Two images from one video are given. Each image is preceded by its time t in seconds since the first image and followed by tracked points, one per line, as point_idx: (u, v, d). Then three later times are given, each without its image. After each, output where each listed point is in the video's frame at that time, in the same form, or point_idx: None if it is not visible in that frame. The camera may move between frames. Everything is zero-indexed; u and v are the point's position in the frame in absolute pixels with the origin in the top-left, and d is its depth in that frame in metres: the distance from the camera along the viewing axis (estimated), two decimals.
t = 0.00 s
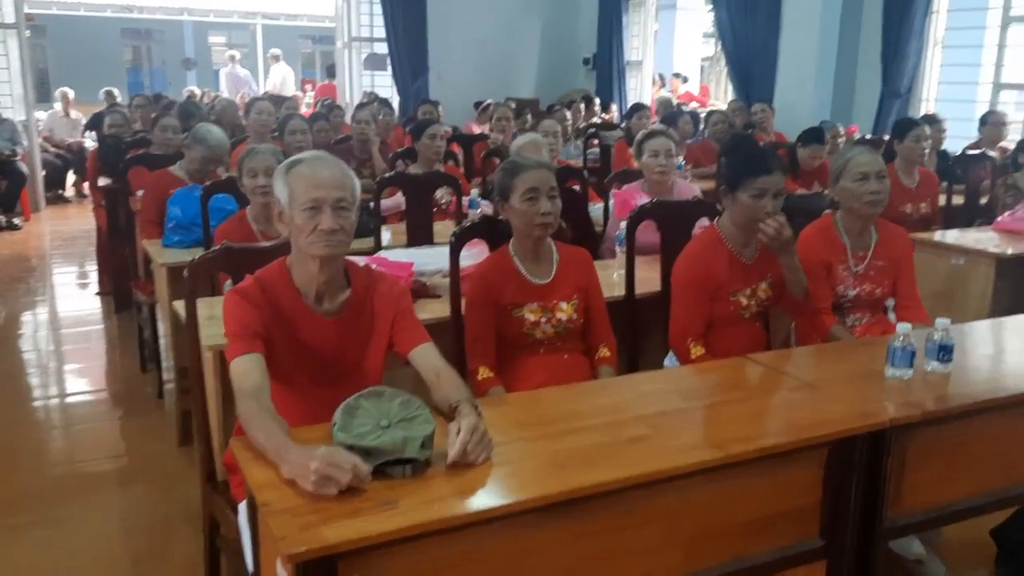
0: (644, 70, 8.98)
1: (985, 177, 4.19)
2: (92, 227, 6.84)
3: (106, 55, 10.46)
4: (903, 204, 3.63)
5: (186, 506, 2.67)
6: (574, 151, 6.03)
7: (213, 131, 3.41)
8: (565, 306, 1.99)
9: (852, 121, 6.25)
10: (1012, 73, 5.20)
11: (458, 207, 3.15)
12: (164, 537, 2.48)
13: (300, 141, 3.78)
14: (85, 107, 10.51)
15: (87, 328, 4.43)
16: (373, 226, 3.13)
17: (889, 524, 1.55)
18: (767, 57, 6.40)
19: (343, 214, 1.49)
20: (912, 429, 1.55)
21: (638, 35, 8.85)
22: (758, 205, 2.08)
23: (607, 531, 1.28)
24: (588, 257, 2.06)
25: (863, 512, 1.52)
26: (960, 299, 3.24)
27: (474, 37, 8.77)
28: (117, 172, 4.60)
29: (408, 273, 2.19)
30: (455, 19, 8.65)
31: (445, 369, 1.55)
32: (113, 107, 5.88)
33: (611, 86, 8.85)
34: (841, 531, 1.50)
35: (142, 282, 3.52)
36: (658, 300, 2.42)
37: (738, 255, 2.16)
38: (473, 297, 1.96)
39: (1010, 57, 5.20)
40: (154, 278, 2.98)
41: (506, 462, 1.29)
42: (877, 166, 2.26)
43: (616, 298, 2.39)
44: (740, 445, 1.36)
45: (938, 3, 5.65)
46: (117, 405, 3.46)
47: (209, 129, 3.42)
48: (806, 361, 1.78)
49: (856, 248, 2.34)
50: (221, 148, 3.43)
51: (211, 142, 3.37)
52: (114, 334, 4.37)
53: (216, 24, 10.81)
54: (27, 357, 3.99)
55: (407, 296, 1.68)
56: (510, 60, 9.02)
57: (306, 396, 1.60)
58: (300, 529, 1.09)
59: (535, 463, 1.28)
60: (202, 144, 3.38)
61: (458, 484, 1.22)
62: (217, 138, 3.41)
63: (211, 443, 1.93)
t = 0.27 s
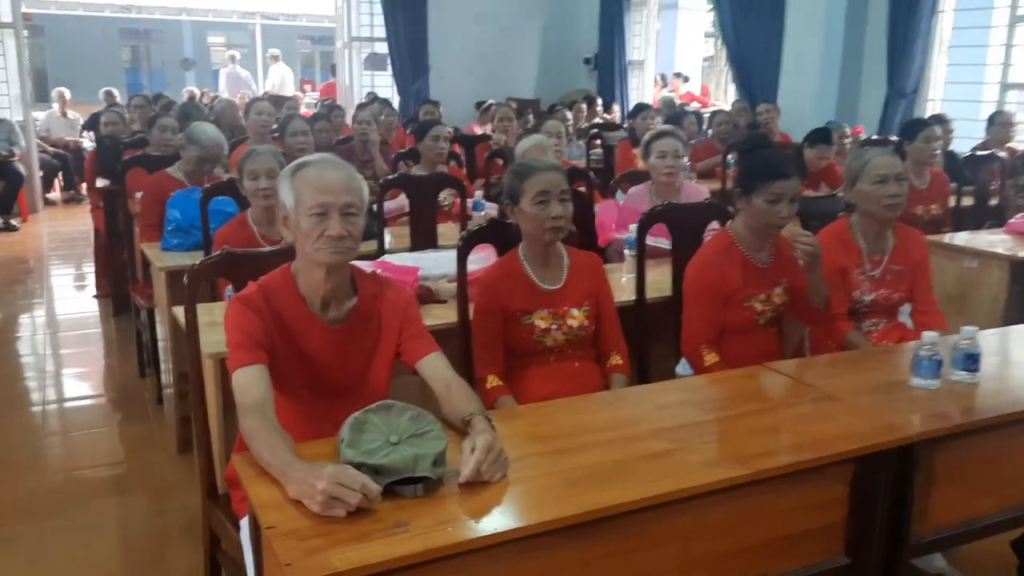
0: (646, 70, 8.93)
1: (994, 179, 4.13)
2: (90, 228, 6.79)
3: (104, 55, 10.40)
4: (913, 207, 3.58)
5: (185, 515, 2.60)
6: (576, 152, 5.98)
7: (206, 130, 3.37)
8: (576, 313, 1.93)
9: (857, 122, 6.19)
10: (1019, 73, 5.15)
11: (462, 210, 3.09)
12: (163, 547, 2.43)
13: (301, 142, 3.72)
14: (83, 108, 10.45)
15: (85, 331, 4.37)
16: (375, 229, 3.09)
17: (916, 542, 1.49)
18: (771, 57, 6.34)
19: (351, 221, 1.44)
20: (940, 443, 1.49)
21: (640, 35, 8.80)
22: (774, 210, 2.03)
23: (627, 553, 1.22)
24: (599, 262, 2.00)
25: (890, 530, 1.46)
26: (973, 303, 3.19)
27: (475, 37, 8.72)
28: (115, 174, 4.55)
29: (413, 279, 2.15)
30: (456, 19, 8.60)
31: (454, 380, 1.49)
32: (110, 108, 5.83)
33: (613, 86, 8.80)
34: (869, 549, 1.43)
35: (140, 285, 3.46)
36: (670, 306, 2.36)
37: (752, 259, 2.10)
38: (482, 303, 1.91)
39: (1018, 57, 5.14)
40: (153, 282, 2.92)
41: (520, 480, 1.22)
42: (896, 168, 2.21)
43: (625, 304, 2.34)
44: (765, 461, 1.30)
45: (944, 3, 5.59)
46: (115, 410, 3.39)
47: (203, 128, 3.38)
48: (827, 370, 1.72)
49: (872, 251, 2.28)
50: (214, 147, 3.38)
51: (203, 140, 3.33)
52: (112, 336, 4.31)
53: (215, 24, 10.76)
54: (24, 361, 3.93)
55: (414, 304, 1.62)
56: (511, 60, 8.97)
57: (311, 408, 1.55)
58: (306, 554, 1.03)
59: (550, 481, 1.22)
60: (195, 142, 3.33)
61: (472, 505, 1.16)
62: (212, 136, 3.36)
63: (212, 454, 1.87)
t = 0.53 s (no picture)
0: (651, 68, 8.86)
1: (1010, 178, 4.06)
2: (91, 227, 6.73)
3: (105, 52, 10.35)
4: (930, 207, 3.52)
5: (189, 522, 2.54)
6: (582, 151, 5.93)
7: (208, 130, 3.28)
8: (593, 317, 1.87)
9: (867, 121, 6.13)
10: None
11: (471, 210, 3.03)
12: (166, 555, 2.36)
13: (306, 140, 3.66)
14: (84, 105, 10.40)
15: (86, 331, 4.31)
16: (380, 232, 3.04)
17: (952, 559, 1.42)
18: (779, 55, 6.28)
19: (365, 223, 1.39)
20: (977, 456, 1.42)
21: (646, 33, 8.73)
22: (798, 216, 1.97)
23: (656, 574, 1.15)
24: (616, 264, 1.94)
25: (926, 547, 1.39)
26: (991, 305, 3.13)
27: (478, 34, 8.65)
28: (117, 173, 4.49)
29: (424, 281, 2.10)
30: (460, 18, 8.54)
31: (470, 389, 1.43)
32: (112, 106, 5.77)
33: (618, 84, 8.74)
34: (908, 568, 1.36)
35: (142, 286, 3.40)
36: (688, 309, 2.30)
37: (772, 262, 2.05)
38: (496, 308, 1.84)
39: None
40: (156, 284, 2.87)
41: (543, 497, 1.16)
42: (921, 169, 2.15)
43: (642, 307, 2.27)
44: (801, 476, 1.23)
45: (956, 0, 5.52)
46: (117, 414, 3.32)
47: (205, 127, 3.28)
48: (858, 379, 1.65)
49: (894, 254, 2.22)
50: (217, 147, 3.29)
51: (205, 141, 3.23)
52: (114, 336, 4.26)
53: (217, 21, 10.69)
54: (25, 362, 3.88)
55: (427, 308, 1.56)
56: (516, 58, 8.90)
57: (320, 419, 1.48)
58: None
59: (574, 499, 1.15)
60: (196, 143, 3.24)
61: (494, 526, 1.09)
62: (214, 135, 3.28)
63: (217, 463, 1.81)
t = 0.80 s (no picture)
0: (657, 67, 8.80)
1: None
2: (93, 226, 6.69)
3: (107, 50, 10.30)
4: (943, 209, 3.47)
5: (190, 527, 2.50)
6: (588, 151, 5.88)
7: (211, 132, 3.23)
8: (608, 323, 1.82)
9: (875, 121, 6.08)
10: None
11: (479, 211, 2.98)
12: (167, 562, 2.32)
13: (311, 140, 3.62)
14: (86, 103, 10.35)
15: (87, 332, 4.26)
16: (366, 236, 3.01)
17: None
18: (787, 55, 6.23)
19: (375, 227, 1.34)
20: (1008, 472, 1.37)
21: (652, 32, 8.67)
22: (818, 224, 1.92)
23: None
24: (631, 269, 1.89)
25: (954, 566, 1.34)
26: (1006, 309, 3.08)
27: (483, 33, 8.59)
28: (120, 172, 4.45)
29: (432, 285, 2.05)
30: (464, 16, 8.48)
31: (485, 400, 1.39)
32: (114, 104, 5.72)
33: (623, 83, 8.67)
34: None
35: (144, 287, 3.36)
36: (702, 315, 2.25)
37: (792, 267, 2.00)
38: (508, 313, 1.80)
39: None
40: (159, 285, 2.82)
41: (562, 517, 1.11)
42: (942, 173, 2.10)
43: (655, 312, 2.23)
44: (829, 494, 1.18)
45: None
46: (119, 416, 3.27)
47: (208, 129, 3.24)
48: (882, 389, 1.60)
49: (913, 259, 2.17)
50: (220, 150, 3.24)
51: (207, 145, 3.19)
52: (116, 336, 4.21)
53: (219, 19, 10.63)
54: (25, 362, 3.84)
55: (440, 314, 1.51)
56: (520, 57, 8.85)
57: (327, 429, 1.43)
58: None
59: (594, 519, 1.10)
60: (199, 147, 3.20)
61: (513, 547, 1.05)
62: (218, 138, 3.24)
63: (221, 472, 1.77)
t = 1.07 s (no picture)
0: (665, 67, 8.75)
1: None
2: (98, 225, 6.66)
3: (113, 48, 10.27)
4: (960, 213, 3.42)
5: (196, 534, 2.46)
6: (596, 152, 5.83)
7: (226, 137, 3.20)
8: (626, 330, 1.78)
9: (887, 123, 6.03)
10: None
11: (489, 213, 2.93)
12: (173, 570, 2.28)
13: (319, 141, 3.57)
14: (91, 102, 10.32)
15: (91, 333, 4.22)
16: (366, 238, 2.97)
17: None
18: (798, 55, 6.17)
19: (391, 233, 1.30)
20: None
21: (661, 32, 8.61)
22: (842, 237, 1.87)
23: None
24: (650, 275, 1.85)
25: None
26: None
27: (490, 32, 8.55)
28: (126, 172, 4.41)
29: (445, 291, 2.03)
30: (472, 15, 8.44)
31: (503, 413, 1.34)
32: (120, 103, 5.68)
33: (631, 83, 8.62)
34: None
35: (150, 288, 3.32)
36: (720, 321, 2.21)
37: (814, 273, 1.95)
38: (524, 319, 1.75)
39: None
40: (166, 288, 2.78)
41: (587, 538, 1.06)
42: (966, 174, 2.05)
43: (672, 319, 2.19)
44: (865, 515, 1.14)
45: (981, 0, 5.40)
46: (123, 421, 3.22)
47: (223, 133, 3.20)
48: (911, 402, 1.55)
49: (937, 265, 2.12)
50: (234, 155, 3.21)
51: (221, 151, 3.16)
52: (121, 337, 4.18)
53: (225, 18, 10.60)
54: (30, 363, 3.80)
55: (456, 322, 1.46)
56: (527, 56, 8.80)
57: (340, 441, 1.39)
58: None
59: (621, 541, 1.06)
60: (213, 151, 3.17)
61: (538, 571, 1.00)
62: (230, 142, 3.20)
63: (229, 482, 1.72)
